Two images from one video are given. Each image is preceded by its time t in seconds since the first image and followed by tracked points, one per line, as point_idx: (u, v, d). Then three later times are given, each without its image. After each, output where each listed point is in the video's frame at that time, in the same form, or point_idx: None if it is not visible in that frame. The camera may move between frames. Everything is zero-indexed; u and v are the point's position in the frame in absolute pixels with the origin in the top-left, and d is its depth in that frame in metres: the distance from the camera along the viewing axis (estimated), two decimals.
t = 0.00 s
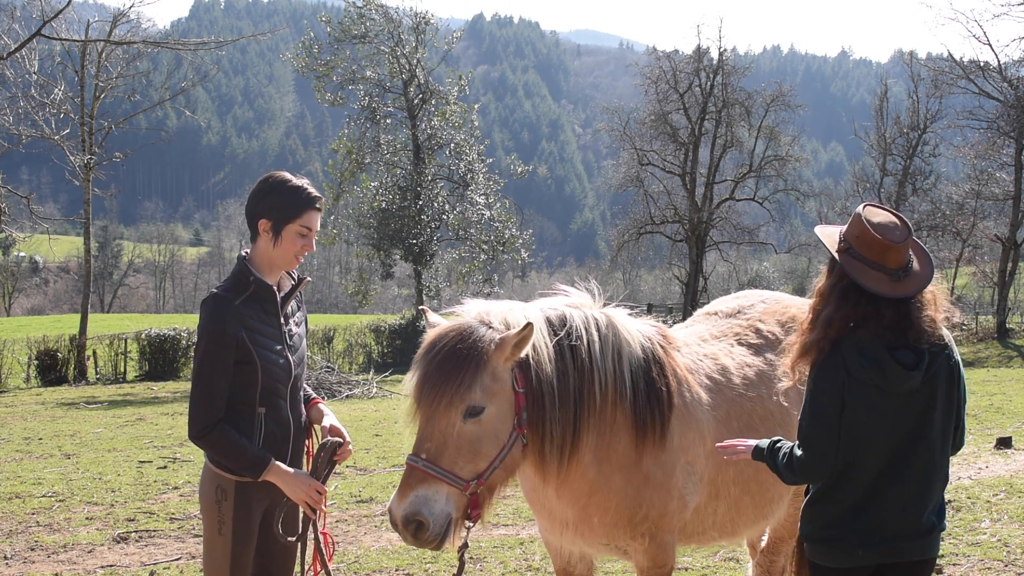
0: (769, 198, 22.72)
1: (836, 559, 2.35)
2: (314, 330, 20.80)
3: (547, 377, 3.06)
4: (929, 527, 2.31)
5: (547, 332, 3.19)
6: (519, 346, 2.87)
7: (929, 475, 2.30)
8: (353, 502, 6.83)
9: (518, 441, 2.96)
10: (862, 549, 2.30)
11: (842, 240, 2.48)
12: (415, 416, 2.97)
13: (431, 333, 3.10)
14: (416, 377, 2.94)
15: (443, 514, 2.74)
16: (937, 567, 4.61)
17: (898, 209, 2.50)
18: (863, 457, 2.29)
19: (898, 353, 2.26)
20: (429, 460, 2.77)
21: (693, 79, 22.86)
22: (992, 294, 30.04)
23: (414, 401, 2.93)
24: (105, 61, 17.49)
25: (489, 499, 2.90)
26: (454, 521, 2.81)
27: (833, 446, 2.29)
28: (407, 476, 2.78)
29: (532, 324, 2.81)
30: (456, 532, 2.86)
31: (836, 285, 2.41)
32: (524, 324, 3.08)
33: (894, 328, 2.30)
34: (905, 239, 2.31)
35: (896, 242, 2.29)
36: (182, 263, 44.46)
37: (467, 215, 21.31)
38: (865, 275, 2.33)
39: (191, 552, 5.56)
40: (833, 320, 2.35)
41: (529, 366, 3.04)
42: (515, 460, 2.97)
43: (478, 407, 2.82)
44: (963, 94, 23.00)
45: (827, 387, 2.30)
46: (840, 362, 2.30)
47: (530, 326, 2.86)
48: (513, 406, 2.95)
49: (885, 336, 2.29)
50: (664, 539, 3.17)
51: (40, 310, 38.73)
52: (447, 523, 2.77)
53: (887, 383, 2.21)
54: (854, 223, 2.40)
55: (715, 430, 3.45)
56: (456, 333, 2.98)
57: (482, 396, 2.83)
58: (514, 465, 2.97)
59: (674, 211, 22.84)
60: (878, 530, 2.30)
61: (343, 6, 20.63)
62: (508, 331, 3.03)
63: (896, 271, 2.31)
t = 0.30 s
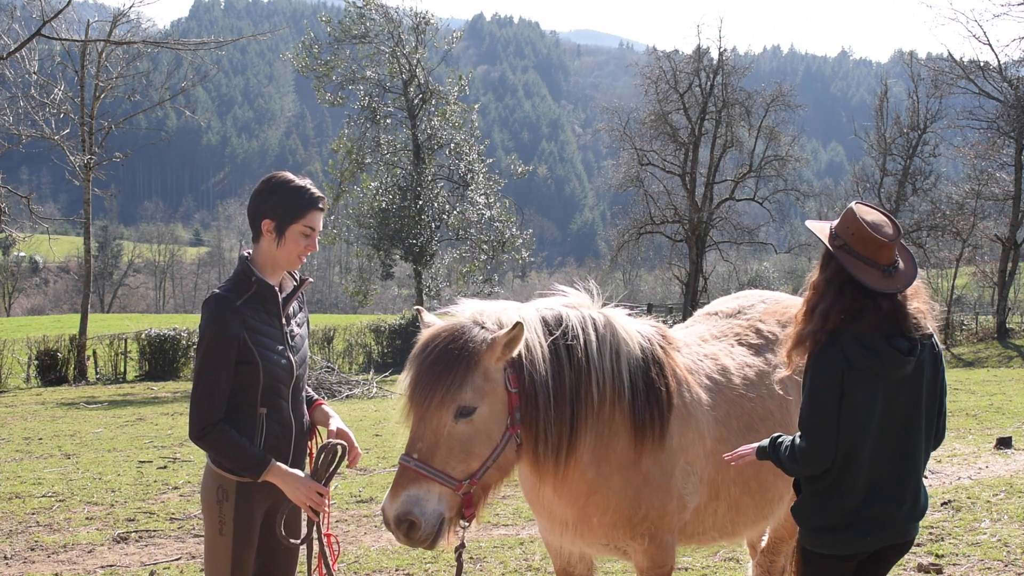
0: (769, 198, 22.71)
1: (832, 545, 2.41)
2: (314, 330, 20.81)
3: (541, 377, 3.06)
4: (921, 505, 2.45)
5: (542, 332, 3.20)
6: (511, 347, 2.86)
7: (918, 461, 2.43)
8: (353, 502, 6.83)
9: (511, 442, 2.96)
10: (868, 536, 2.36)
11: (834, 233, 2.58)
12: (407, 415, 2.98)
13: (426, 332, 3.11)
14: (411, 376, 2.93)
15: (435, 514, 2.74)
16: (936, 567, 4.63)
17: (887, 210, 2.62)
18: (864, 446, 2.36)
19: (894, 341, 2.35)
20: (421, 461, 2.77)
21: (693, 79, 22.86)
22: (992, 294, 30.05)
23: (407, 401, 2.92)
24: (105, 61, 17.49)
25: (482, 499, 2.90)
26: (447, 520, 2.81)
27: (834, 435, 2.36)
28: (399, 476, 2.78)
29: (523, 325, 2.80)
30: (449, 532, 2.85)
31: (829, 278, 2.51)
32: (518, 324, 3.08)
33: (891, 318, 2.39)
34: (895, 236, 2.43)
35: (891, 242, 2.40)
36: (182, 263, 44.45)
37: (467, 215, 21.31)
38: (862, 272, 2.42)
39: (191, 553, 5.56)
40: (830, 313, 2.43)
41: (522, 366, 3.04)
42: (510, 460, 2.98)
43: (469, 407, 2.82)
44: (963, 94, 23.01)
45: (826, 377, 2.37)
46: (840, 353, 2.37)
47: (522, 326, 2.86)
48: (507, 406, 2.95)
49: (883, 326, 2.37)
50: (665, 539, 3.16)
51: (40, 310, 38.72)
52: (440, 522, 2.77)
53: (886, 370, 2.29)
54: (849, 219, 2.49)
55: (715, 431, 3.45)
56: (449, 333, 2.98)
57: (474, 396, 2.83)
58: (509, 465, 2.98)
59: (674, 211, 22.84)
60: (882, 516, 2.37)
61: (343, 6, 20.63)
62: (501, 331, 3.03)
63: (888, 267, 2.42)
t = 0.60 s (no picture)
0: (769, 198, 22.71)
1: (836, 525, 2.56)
2: (314, 330, 20.81)
3: (537, 376, 3.06)
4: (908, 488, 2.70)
5: (539, 332, 3.20)
6: (508, 347, 2.86)
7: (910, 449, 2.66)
8: (353, 502, 6.84)
9: (507, 441, 2.96)
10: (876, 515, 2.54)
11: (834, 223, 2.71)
12: (403, 415, 2.98)
13: (422, 332, 3.10)
14: (407, 376, 2.93)
15: (430, 514, 2.74)
16: (936, 567, 4.64)
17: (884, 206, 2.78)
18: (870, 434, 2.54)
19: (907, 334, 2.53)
20: (416, 461, 2.77)
21: (693, 79, 22.85)
22: (992, 294, 30.07)
23: (403, 400, 2.92)
24: (105, 61, 17.48)
25: (478, 499, 2.89)
26: (443, 519, 2.82)
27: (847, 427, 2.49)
28: (395, 475, 2.78)
29: (519, 325, 2.80)
30: (444, 532, 2.85)
31: (840, 271, 2.61)
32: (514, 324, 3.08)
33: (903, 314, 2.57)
34: (899, 233, 2.59)
35: (892, 235, 2.55)
36: (182, 263, 44.43)
37: (467, 215, 21.30)
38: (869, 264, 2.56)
39: (191, 553, 5.56)
40: (849, 307, 2.53)
41: (517, 366, 3.03)
42: (506, 460, 2.98)
43: (465, 407, 2.82)
44: (963, 94, 23.00)
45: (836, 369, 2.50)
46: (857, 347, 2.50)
47: (518, 326, 2.86)
48: (502, 406, 2.95)
49: (895, 320, 2.52)
50: (663, 539, 3.16)
51: (40, 310, 38.69)
52: (435, 522, 2.77)
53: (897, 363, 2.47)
54: (855, 212, 2.62)
55: (714, 430, 3.45)
56: (446, 333, 2.98)
57: (469, 396, 2.83)
58: (505, 465, 2.98)
59: (674, 211, 22.83)
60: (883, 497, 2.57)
61: (343, 6, 20.61)
62: (497, 330, 3.03)
63: (890, 261, 2.57)
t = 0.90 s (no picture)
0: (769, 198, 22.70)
1: (826, 515, 2.64)
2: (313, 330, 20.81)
3: (535, 377, 3.05)
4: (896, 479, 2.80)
5: (537, 332, 3.20)
6: (507, 347, 2.86)
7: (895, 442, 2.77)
8: (353, 502, 6.84)
9: (505, 440, 2.97)
10: (857, 498, 2.63)
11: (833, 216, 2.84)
12: (400, 414, 2.98)
13: (420, 332, 3.11)
14: (405, 377, 2.93)
15: (428, 513, 2.74)
16: (936, 567, 4.65)
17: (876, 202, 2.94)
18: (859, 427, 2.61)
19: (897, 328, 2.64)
20: (414, 461, 2.77)
21: (693, 79, 22.85)
22: (992, 294, 30.07)
23: (401, 400, 2.93)
24: (105, 61, 17.49)
25: (476, 498, 2.90)
26: (441, 519, 2.81)
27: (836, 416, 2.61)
28: (392, 475, 2.78)
29: (516, 326, 2.81)
30: (443, 531, 2.86)
31: (845, 262, 2.71)
32: (511, 324, 3.08)
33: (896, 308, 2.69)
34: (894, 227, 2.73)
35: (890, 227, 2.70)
36: (182, 263, 44.44)
37: (467, 215, 21.29)
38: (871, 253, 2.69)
39: (191, 553, 5.56)
40: (849, 298, 2.63)
41: (515, 366, 3.03)
42: (504, 460, 2.98)
43: (462, 407, 2.82)
44: (963, 94, 23.02)
45: (830, 362, 2.58)
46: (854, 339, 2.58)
47: (516, 327, 2.86)
48: (499, 406, 2.95)
49: (889, 314, 2.63)
50: (662, 538, 3.16)
51: (40, 310, 38.68)
52: (432, 522, 2.77)
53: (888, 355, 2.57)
54: (856, 205, 2.74)
55: (714, 430, 3.44)
56: (444, 333, 2.98)
57: (466, 396, 2.83)
58: (502, 465, 2.98)
59: (674, 211, 22.83)
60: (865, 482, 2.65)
61: (343, 6, 20.61)
62: (494, 331, 3.03)
63: (887, 252, 2.71)
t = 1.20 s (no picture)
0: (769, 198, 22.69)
1: (812, 513, 2.65)
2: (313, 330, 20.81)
3: (533, 376, 3.06)
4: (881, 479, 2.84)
5: (536, 332, 3.20)
6: (506, 347, 2.86)
7: (880, 442, 2.80)
8: (353, 502, 6.84)
9: (504, 441, 2.97)
10: (843, 494, 2.65)
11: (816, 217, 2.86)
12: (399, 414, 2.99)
13: (418, 332, 3.11)
14: (402, 377, 2.93)
15: (426, 514, 2.74)
16: (936, 567, 4.65)
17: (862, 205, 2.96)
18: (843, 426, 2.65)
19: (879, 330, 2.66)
20: (412, 461, 2.77)
21: (693, 79, 22.84)
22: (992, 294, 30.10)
23: (399, 400, 2.93)
24: (105, 61, 17.49)
25: (474, 498, 2.90)
26: (438, 519, 2.81)
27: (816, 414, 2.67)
28: (391, 475, 2.78)
29: (517, 326, 2.80)
30: (441, 531, 2.86)
31: (826, 262, 2.74)
32: (510, 324, 3.08)
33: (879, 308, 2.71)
34: (878, 225, 2.75)
35: (872, 227, 2.72)
36: (181, 263, 44.44)
37: (467, 215, 21.30)
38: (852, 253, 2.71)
39: (191, 553, 5.56)
40: (829, 298, 2.66)
41: (513, 365, 3.03)
42: (502, 460, 2.98)
43: (461, 408, 2.82)
44: (963, 94, 23.03)
45: (805, 358, 2.64)
46: (833, 340, 2.61)
47: (515, 327, 2.85)
48: (498, 406, 2.95)
49: (871, 316, 2.65)
50: (661, 539, 3.15)
51: (40, 310, 38.67)
52: (430, 522, 2.77)
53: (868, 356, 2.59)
54: (837, 206, 2.77)
55: (713, 429, 3.43)
56: (442, 333, 2.98)
57: (465, 397, 2.83)
58: (501, 465, 2.98)
59: (674, 211, 22.82)
60: (851, 481, 2.67)
61: (343, 6, 20.60)
62: (492, 331, 3.03)
63: (870, 251, 2.73)
